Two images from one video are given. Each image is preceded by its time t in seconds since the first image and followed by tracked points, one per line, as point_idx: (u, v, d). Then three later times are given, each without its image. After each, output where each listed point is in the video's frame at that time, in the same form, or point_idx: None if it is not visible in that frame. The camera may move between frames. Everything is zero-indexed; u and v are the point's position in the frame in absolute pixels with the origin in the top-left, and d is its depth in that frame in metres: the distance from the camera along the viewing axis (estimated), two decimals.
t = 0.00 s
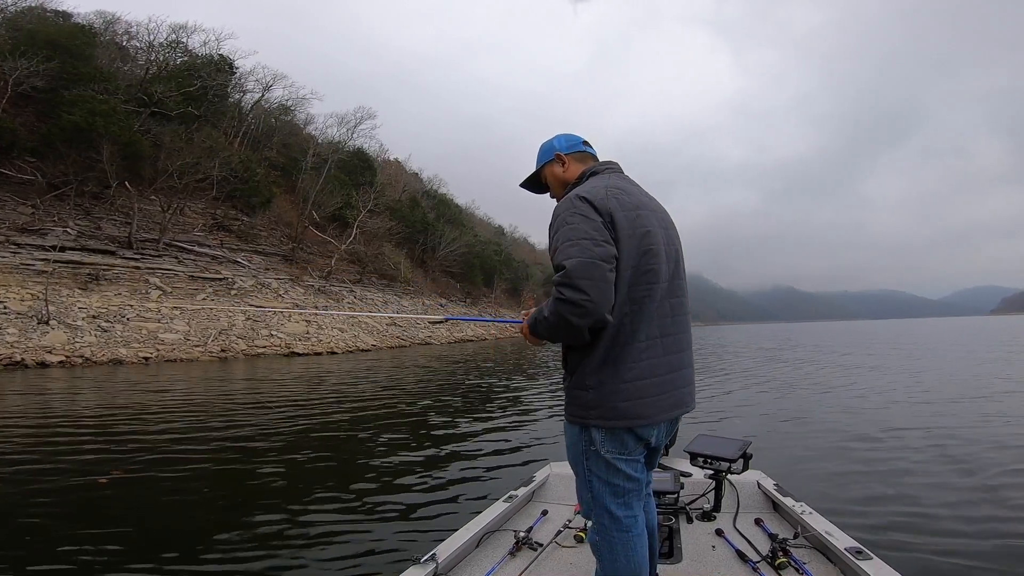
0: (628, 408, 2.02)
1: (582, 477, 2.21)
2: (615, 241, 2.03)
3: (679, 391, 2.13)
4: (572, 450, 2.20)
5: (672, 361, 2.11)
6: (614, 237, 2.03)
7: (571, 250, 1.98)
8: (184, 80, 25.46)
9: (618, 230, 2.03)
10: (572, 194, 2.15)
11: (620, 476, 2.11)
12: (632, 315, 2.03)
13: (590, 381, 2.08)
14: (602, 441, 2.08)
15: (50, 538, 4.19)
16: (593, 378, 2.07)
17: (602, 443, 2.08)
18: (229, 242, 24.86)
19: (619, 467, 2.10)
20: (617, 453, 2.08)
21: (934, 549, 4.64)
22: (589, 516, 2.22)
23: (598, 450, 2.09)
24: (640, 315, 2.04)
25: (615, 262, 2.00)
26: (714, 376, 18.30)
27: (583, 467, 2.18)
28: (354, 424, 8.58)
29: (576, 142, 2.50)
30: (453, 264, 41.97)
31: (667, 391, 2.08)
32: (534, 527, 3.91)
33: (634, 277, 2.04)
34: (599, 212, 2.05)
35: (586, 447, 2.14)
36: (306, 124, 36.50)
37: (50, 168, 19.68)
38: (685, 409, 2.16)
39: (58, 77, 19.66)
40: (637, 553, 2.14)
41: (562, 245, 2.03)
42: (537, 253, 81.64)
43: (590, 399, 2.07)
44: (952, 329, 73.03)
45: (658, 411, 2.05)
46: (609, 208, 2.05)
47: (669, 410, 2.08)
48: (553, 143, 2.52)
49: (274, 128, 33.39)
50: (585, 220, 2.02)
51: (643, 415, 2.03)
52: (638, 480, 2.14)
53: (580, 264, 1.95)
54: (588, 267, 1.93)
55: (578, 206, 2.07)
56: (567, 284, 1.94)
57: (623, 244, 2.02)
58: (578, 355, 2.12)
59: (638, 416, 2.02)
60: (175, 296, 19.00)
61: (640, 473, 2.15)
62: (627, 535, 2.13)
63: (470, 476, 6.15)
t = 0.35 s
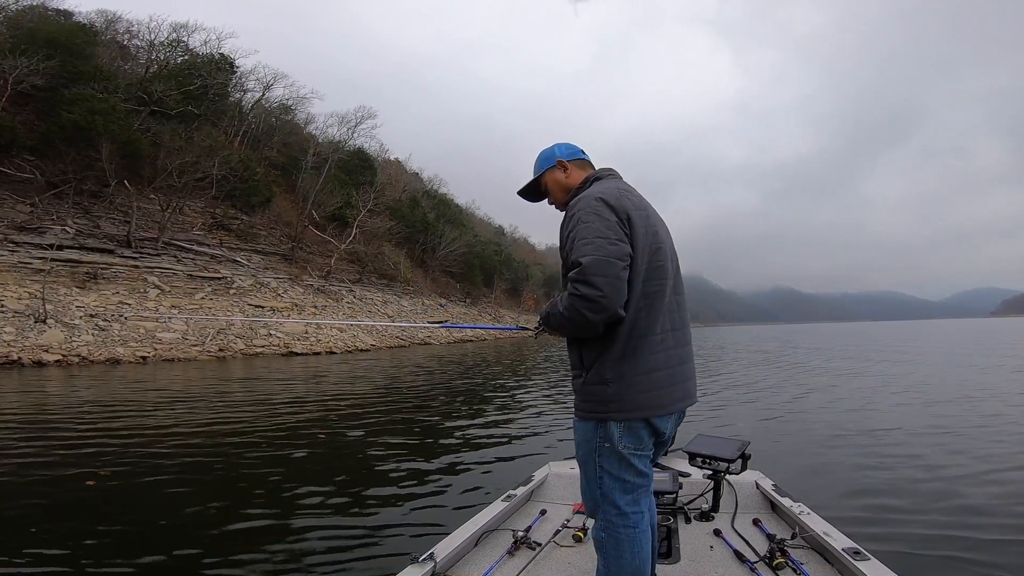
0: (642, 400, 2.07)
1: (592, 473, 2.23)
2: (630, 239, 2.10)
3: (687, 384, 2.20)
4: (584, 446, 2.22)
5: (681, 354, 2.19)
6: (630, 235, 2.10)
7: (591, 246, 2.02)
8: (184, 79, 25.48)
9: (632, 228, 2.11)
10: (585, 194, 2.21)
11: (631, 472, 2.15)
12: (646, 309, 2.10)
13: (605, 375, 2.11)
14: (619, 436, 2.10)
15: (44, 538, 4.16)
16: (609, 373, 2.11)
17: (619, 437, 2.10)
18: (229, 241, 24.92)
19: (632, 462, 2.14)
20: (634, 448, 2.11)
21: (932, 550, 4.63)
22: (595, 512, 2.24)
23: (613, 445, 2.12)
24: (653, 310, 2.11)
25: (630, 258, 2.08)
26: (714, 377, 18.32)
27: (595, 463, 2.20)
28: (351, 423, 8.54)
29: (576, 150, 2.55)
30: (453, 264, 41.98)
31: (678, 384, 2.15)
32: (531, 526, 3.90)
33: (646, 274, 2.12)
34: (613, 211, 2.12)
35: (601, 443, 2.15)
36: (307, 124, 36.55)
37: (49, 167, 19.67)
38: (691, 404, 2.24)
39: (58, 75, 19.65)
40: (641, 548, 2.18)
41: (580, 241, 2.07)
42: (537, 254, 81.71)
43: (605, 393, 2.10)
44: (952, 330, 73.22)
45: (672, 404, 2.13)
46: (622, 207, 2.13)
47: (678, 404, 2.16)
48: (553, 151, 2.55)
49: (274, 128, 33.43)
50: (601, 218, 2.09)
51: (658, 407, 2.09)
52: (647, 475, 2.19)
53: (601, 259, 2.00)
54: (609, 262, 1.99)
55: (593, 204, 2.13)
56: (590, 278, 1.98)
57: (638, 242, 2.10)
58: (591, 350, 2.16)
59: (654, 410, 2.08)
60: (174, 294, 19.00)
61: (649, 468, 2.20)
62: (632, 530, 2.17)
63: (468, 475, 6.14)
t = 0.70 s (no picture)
0: (657, 393, 2.14)
1: (599, 471, 2.24)
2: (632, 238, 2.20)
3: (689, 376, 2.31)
4: (595, 444, 2.23)
5: (682, 342, 2.31)
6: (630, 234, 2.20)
7: (601, 246, 2.08)
8: (182, 79, 25.48)
9: (628, 229, 2.20)
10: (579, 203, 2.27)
11: (642, 471, 2.18)
12: (651, 302, 2.20)
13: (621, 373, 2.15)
14: (635, 433, 2.14)
15: (37, 538, 4.16)
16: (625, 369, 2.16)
17: (636, 434, 2.14)
18: (227, 241, 24.91)
19: (644, 460, 2.18)
20: (649, 445, 2.16)
21: (928, 552, 4.62)
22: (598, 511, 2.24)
23: (631, 442, 2.15)
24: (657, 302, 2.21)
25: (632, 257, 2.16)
26: (714, 377, 18.32)
27: (605, 461, 2.21)
28: (349, 424, 8.52)
29: (554, 171, 2.62)
30: (453, 264, 41.95)
31: (685, 374, 2.24)
32: (528, 527, 3.90)
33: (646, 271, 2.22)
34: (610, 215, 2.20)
35: (615, 440, 2.17)
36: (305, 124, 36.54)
37: (46, 167, 19.63)
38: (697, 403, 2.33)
39: (55, 75, 19.59)
40: (642, 549, 2.20)
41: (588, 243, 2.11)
42: (537, 254, 81.71)
43: (623, 388, 2.14)
44: (951, 330, 73.41)
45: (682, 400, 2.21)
46: (615, 211, 2.22)
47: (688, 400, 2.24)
48: (529, 173, 2.58)
49: (273, 128, 33.38)
50: (602, 222, 2.15)
51: (672, 398, 2.17)
52: (655, 476, 2.24)
53: (614, 257, 2.06)
54: (622, 259, 2.05)
55: (591, 212, 2.19)
56: (609, 275, 2.01)
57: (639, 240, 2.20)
58: (605, 351, 2.18)
59: (668, 406, 2.16)
60: (171, 295, 18.95)
61: (657, 469, 2.26)
62: (631, 529, 2.19)
63: (466, 476, 6.13)
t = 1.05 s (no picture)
0: (680, 388, 2.23)
1: (613, 461, 2.29)
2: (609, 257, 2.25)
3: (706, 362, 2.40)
4: (612, 434, 2.27)
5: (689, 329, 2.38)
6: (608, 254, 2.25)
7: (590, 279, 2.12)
8: (178, 79, 25.45)
9: (608, 252, 2.24)
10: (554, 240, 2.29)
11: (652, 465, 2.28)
12: (650, 307, 2.26)
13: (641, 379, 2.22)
14: (656, 426, 2.23)
15: (33, 539, 4.14)
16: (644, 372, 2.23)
17: (658, 427, 2.24)
18: (225, 241, 24.86)
19: (658, 456, 2.28)
20: (668, 439, 2.27)
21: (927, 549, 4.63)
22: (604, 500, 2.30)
23: (652, 434, 2.24)
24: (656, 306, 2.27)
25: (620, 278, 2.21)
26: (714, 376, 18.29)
27: (620, 453, 2.27)
28: (347, 425, 8.51)
29: (513, 225, 2.62)
30: (452, 264, 41.87)
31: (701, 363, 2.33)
32: (530, 528, 3.89)
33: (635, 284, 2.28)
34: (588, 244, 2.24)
35: (634, 433, 2.24)
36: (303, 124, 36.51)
37: (42, 168, 19.58)
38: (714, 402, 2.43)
39: (51, 76, 19.54)
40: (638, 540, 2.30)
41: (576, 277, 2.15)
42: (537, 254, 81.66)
43: (652, 384, 2.21)
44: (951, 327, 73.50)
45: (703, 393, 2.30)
46: (591, 238, 2.25)
47: (709, 396, 2.34)
48: (490, 233, 2.60)
49: (271, 129, 33.31)
50: (582, 253, 2.19)
51: (693, 390, 2.25)
52: (659, 473, 2.36)
53: (606, 284, 2.10)
54: (609, 284, 2.10)
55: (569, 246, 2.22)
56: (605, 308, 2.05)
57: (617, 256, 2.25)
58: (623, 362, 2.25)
59: (690, 403, 2.27)
60: (169, 296, 18.90)
61: (661, 466, 2.37)
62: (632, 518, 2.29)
63: (467, 476, 6.12)
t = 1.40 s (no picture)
0: (692, 390, 2.23)
1: (635, 461, 2.30)
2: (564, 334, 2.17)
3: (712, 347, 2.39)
4: (634, 440, 2.29)
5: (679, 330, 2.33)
6: (561, 334, 2.17)
7: (557, 367, 2.11)
8: (176, 78, 25.42)
9: (565, 322, 2.20)
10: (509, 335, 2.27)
11: (673, 465, 2.31)
12: (628, 348, 2.22)
13: (647, 404, 2.24)
14: (678, 430, 2.25)
15: (33, 540, 4.12)
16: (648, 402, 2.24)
17: (678, 430, 2.25)
18: (223, 241, 24.82)
19: (679, 456, 2.31)
20: (690, 438, 2.29)
21: (931, 547, 4.62)
22: (620, 499, 2.35)
23: (673, 436, 2.25)
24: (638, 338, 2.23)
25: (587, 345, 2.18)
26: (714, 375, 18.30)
27: (642, 457, 2.29)
28: (347, 425, 8.49)
29: (479, 311, 2.42)
30: (451, 263, 41.85)
31: (707, 354, 2.31)
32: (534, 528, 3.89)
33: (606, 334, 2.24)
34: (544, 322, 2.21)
35: (656, 438, 2.25)
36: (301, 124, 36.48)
37: (39, 167, 19.54)
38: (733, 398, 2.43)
39: (48, 75, 19.52)
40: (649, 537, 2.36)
41: (544, 365, 2.15)
42: (537, 254, 81.59)
43: (667, 390, 2.21)
44: (950, 327, 73.74)
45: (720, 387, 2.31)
46: (543, 316, 2.21)
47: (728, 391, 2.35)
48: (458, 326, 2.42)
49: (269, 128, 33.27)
50: (539, 340, 2.16)
51: (705, 388, 2.24)
52: (679, 470, 2.39)
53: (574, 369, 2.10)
54: (565, 372, 2.09)
55: (524, 337, 2.20)
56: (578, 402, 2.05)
57: (570, 332, 2.17)
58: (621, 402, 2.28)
59: (708, 406, 2.28)
60: (166, 296, 18.86)
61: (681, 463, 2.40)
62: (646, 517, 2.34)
63: (469, 476, 6.11)
